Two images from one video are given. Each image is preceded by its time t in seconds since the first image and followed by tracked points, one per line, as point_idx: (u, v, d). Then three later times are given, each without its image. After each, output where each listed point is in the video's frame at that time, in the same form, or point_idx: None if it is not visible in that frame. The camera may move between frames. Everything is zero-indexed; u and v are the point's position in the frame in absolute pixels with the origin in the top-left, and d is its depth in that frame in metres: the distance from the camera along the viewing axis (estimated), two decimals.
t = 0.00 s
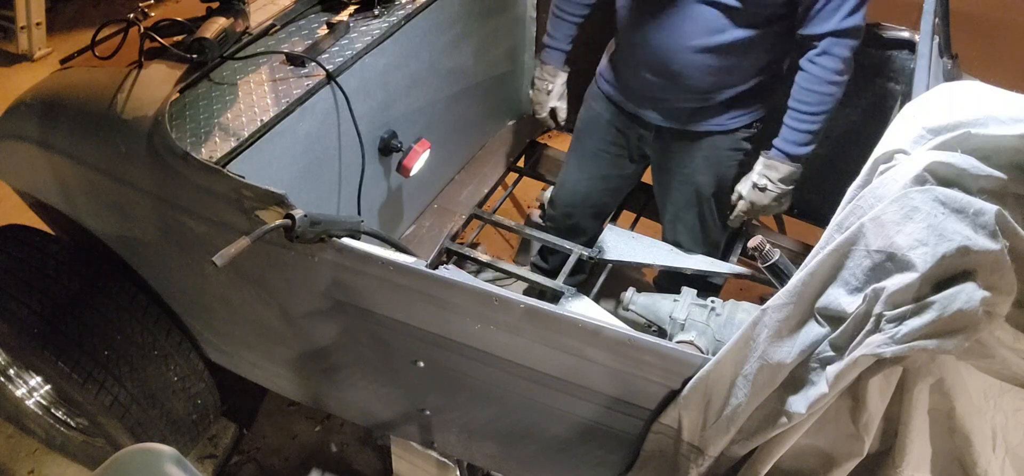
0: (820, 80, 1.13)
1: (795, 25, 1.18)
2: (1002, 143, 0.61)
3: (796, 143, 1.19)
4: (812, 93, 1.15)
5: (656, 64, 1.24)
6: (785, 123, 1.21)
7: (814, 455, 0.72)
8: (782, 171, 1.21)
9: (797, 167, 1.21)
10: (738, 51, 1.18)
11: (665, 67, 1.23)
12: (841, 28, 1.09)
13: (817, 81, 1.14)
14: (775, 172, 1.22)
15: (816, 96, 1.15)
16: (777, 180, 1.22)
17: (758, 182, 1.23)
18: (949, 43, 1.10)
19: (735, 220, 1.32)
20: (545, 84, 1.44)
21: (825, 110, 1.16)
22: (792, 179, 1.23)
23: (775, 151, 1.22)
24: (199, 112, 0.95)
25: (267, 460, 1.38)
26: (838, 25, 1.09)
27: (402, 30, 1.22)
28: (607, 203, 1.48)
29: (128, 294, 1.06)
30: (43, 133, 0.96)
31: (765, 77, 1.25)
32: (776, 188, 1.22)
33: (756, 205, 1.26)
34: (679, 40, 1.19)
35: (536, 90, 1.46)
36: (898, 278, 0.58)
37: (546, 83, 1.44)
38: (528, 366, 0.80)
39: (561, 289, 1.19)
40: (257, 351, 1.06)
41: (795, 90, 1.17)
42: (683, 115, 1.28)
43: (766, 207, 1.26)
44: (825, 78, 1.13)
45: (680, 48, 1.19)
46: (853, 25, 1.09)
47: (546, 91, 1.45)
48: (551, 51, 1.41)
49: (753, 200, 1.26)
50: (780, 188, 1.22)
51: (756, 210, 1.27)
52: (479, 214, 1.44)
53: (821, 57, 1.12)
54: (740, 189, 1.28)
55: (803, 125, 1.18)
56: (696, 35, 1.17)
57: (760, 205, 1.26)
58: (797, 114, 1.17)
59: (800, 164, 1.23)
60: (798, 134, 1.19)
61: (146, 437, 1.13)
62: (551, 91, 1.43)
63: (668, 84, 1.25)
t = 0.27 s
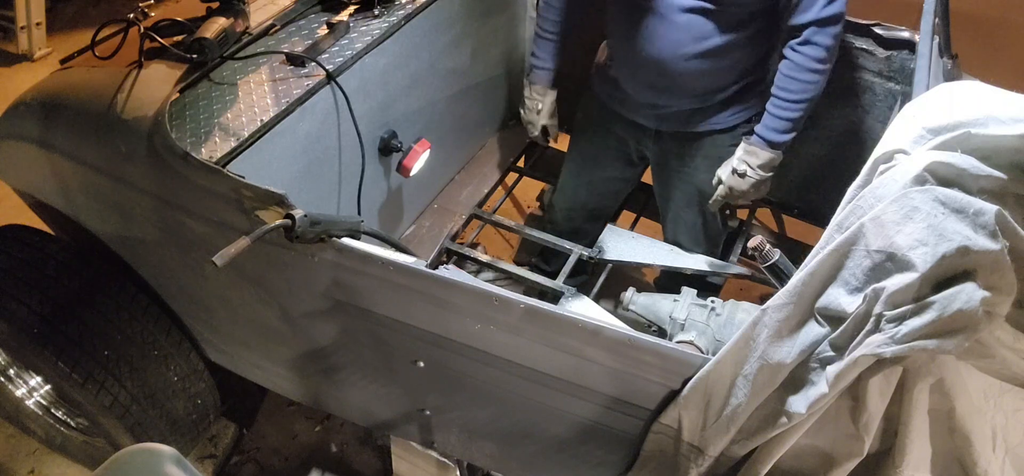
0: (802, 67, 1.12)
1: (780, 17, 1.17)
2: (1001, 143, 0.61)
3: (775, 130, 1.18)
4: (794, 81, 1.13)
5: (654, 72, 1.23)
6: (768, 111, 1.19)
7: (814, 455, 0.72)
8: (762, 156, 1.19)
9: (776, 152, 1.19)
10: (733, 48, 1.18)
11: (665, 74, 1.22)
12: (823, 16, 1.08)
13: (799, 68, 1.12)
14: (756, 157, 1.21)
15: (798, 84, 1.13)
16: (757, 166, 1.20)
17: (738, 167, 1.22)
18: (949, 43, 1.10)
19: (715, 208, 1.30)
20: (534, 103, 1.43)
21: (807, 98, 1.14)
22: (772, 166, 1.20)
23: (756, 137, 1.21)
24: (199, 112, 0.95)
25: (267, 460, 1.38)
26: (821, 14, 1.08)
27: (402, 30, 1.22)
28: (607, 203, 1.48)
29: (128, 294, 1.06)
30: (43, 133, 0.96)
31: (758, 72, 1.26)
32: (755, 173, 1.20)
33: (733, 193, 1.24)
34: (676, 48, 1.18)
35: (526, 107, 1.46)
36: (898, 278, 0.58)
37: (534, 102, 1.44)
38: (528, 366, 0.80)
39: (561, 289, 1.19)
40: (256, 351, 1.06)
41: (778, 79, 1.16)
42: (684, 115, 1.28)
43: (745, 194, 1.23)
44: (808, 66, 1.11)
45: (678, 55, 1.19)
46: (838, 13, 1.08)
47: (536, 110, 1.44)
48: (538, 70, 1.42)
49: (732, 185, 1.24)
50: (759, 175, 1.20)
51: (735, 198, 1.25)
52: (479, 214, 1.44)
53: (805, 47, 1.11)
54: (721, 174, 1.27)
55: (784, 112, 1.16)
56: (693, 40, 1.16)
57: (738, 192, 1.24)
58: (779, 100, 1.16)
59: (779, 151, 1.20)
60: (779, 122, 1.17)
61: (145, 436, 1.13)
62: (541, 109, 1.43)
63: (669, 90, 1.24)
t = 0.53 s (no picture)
0: (802, 59, 1.12)
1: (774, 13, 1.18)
2: (1001, 143, 0.61)
3: (780, 124, 1.18)
4: (796, 73, 1.14)
5: (654, 77, 1.21)
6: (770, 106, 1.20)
7: (814, 456, 0.72)
8: (770, 151, 1.19)
9: (785, 145, 1.20)
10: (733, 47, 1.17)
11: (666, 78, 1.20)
12: (820, 7, 1.09)
13: (800, 60, 1.13)
14: (763, 152, 1.21)
15: (799, 76, 1.13)
16: (765, 160, 1.21)
17: (745, 164, 1.22)
18: (949, 43, 1.10)
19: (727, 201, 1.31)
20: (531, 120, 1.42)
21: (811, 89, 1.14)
22: (780, 159, 1.21)
23: (762, 132, 1.21)
24: (199, 112, 0.95)
25: (267, 459, 1.38)
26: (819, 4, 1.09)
27: (402, 30, 1.22)
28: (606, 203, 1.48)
29: (128, 294, 1.06)
30: (44, 133, 0.97)
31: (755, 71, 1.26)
32: (764, 168, 1.20)
33: (745, 187, 1.25)
34: (675, 53, 1.16)
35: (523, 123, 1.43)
36: (898, 277, 0.58)
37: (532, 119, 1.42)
38: (528, 366, 0.80)
39: (561, 289, 1.19)
40: (256, 351, 1.06)
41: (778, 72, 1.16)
42: (683, 116, 1.27)
43: (756, 189, 1.24)
44: (808, 57, 1.12)
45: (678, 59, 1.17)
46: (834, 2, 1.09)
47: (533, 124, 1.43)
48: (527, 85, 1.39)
49: (741, 181, 1.24)
50: (769, 169, 1.21)
51: (746, 193, 1.26)
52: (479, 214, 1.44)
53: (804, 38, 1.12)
54: (729, 171, 1.27)
55: (787, 105, 1.16)
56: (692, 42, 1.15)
57: (748, 187, 1.24)
58: (781, 94, 1.16)
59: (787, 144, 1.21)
60: (783, 115, 1.18)
61: (145, 436, 1.13)
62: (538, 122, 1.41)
63: (670, 93, 1.23)
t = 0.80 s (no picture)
0: (804, 55, 1.13)
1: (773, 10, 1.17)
2: (1001, 143, 0.61)
3: (787, 119, 1.18)
4: (799, 70, 1.14)
5: (658, 84, 1.21)
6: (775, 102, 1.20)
7: (814, 456, 0.72)
8: (779, 147, 1.19)
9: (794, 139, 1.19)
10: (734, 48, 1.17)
11: (672, 86, 1.20)
12: (820, 3, 1.09)
13: (802, 56, 1.13)
14: (772, 148, 1.20)
15: (802, 72, 1.14)
16: (774, 156, 1.20)
17: (755, 160, 1.21)
18: (949, 43, 1.10)
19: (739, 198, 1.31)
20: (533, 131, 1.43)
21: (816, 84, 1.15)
22: (789, 154, 1.20)
23: (769, 128, 1.21)
24: (199, 112, 0.95)
25: (267, 459, 1.38)
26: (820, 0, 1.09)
27: (402, 30, 1.22)
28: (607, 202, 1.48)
29: (128, 294, 1.06)
30: (43, 133, 0.97)
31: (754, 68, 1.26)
32: (774, 164, 1.20)
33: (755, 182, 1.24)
34: (677, 61, 1.16)
35: (524, 134, 1.44)
36: (898, 277, 0.58)
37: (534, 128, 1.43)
38: (528, 366, 0.80)
39: (561, 289, 1.19)
40: (256, 351, 1.06)
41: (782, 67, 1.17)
42: (683, 116, 1.27)
43: (766, 185, 1.24)
44: (812, 53, 1.12)
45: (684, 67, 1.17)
46: None
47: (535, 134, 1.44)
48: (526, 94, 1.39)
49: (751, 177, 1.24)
50: (778, 165, 1.20)
51: (756, 189, 1.25)
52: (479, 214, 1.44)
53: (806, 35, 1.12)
54: (739, 167, 1.27)
55: (792, 101, 1.17)
56: (698, 51, 1.14)
57: (758, 182, 1.24)
58: (785, 90, 1.16)
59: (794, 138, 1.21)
60: (789, 110, 1.18)
61: (145, 437, 1.13)
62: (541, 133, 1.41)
63: (673, 96, 1.22)
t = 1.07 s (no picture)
0: (805, 52, 1.13)
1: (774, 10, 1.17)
2: (1001, 143, 0.61)
3: (789, 116, 1.18)
4: (801, 67, 1.14)
5: (657, 81, 1.20)
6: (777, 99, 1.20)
7: (814, 456, 0.72)
8: (781, 144, 1.19)
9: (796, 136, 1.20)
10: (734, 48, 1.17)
11: (670, 82, 1.19)
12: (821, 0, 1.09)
13: (804, 53, 1.13)
14: (775, 146, 1.20)
15: (804, 68, 1.13)
16: (777, 154, 1.20)
17: (757, 158, 1.21)
18: (949, 43, 1.10)
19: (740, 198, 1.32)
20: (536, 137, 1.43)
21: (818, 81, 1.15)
22: (791, 151, 1.20)
23: (771, 125, 1.21)
24: (199, 112, 0.95)
25: (267, 459, 1.38)
26: None
27: (402, 30, 1.22)
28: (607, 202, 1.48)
29: (128, 294, 1.06)
30: (43, 133, 0.97)
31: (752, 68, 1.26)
32: (777, 161, 1.20)
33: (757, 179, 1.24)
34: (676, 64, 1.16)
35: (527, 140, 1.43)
36: (898, 277, 0.58)
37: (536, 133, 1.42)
38: (528, 366, 0.80)
39: (561, 289, 1.19)
40: (256, 351, 1.06)
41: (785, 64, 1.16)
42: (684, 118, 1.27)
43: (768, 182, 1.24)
44: (813, 49, 1.12)
45: (682, 64, 1.16)
46: None
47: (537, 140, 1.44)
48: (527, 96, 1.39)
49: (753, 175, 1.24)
50: (781, 162, 1.21)
51: (759, 187, 1.25)
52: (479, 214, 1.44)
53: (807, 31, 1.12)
54: (741, 166, 1.27)
55: (794, 97, 1.16)
56: (696, 47, 1.14)
57: (760, 180, 1.24)
58: (787, 88, 1.16)
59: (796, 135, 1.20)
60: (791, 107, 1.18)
61: (145, 437, 1.13)
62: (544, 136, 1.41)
63: (674, 96, 1.22)
